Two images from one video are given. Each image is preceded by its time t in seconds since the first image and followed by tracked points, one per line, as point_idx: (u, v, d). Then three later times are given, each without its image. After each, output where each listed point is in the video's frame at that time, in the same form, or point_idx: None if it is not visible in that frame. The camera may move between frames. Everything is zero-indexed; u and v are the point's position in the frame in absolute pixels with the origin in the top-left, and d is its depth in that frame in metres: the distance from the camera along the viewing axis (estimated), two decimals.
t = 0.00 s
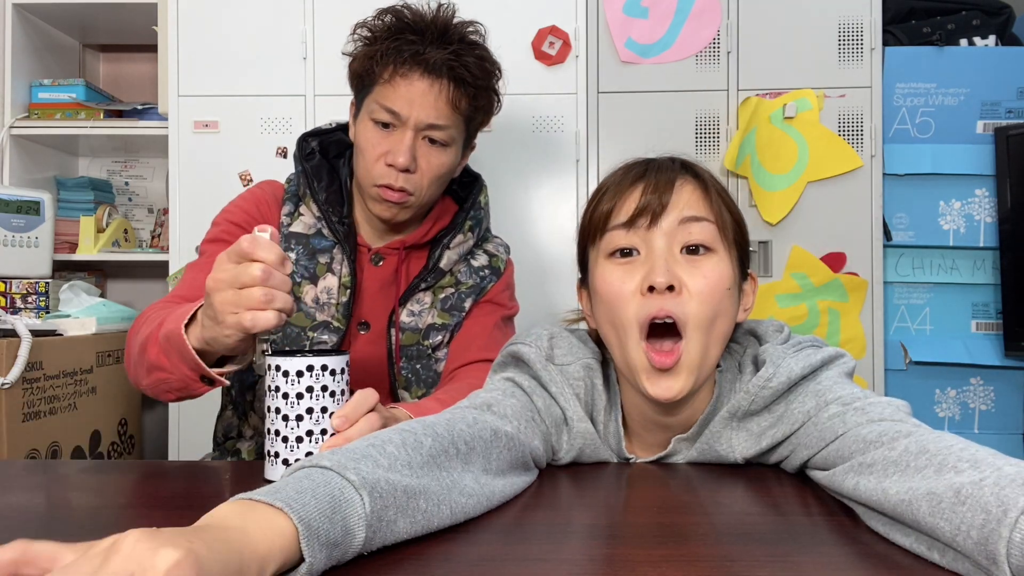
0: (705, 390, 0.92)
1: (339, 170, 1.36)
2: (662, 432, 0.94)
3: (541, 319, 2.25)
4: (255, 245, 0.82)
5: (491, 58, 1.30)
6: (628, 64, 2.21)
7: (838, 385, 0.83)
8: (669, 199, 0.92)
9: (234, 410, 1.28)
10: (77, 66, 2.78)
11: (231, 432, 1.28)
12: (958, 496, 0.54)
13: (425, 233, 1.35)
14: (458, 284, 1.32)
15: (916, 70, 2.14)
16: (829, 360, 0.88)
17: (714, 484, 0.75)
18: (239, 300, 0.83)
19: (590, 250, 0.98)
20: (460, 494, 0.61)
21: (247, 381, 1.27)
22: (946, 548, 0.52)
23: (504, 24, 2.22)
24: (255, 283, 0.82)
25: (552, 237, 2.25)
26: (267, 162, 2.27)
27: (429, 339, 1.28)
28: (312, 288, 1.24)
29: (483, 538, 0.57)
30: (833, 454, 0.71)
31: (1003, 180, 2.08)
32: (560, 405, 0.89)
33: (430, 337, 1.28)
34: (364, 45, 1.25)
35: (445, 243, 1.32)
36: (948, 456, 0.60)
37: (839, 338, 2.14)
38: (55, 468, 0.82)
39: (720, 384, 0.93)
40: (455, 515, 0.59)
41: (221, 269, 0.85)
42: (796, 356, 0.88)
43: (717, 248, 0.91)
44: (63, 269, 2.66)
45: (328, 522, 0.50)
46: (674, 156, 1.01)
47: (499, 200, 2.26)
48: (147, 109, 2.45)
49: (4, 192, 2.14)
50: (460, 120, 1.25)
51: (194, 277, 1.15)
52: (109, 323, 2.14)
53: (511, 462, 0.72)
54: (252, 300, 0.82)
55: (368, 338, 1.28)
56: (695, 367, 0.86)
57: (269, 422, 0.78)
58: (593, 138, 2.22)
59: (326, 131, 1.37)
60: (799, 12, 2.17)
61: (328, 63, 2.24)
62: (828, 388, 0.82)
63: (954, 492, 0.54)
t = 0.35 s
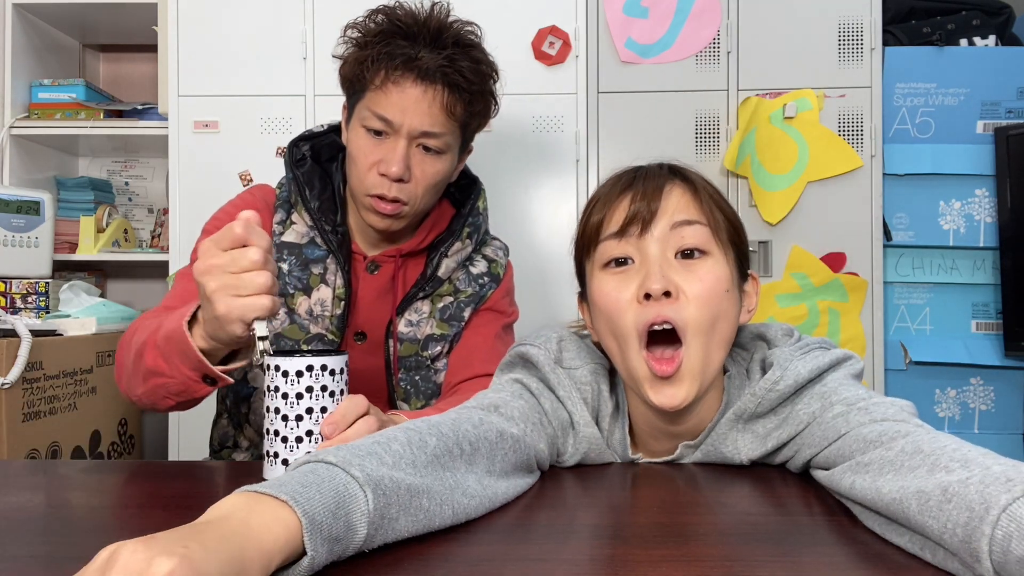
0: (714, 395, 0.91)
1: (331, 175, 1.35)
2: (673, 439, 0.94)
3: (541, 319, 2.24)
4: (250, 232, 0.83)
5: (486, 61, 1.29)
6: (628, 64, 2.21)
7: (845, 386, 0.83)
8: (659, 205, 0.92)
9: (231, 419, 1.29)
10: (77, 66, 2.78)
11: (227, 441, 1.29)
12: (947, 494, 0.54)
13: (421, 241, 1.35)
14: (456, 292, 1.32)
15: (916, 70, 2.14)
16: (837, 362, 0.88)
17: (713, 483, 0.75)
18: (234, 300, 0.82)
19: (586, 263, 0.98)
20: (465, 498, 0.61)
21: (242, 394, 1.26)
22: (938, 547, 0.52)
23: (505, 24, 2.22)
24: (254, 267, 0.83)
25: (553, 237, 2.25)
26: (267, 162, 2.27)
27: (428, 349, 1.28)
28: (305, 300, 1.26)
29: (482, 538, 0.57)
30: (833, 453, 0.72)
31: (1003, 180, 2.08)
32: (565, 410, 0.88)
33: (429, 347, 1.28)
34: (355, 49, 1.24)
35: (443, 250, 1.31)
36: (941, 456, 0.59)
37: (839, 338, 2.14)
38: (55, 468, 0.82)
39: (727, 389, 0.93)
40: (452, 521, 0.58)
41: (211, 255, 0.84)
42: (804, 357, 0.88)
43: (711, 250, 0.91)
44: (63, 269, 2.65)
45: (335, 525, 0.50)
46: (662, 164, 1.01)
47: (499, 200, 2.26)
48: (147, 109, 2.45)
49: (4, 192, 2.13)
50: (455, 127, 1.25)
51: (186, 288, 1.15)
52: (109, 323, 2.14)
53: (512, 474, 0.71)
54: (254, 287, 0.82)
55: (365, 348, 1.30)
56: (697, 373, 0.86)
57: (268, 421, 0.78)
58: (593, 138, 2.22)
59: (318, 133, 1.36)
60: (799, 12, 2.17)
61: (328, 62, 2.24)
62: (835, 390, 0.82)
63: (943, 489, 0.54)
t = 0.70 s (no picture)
0: (701, 378, 0.95)
1: (333, 177, 1.36)
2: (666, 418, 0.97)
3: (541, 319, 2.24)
4: (263, 235, 0.83)
5: (490, 67, 1.29)
6: (627, 64, 2.21)
7: (840, 378, 0.84)
8: (649, 191, 0.94)
9: (230, 422, 1.29)
10: (77, 66, 2.78)
11: (227, 444, 1.29)
12: (965, 494, 0.54)
13: (425, 244, 1.35)
14: (460, 297, 1.32)
15: (916, 70, 2.14)
16: (831, 354, 0.89)
17: (712, 483, 0.74)
18: (242, 302, 0.82)
19: (579, 247, 0.99)
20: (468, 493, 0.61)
21: (242, 398, 1.26)
22: (944, 547, 0.52)
23: (504, 24, 2.22)
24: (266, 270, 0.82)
25: (552, 237, 2.25)
26: (267, 162, 2.27)
27: (431, 355, 1.28)
28: (306, 304, 1.26)
29: (481, 538, 0.57)
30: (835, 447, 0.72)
31: (1004, 180, 2.08)
32: (567, 396, 0.92)
33: (432, 353, 1.28)
34: (357, 55, 1.24)
35: (447, 254, 1.32)
36: (957, 456, 0.59)
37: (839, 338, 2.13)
38: (55, 468, 0.82)
39: (719, 379, 0.95)
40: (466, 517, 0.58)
41: (222, 254, 0.85)
42: (796, 349, 0.90)
43: (699, 236, 0.92)
44: (63, 269, 2.65)
45: (384, 524, 0.51)
46: (656, 148, 1.02)
47: (498, 200, 2.26)
48: (147, 109, 2.45)
49: (4, 192, 2.14)
50: (457, 135, 1.24)
51: (185, 291, 1.15)
52: (109, 323, 2.13)
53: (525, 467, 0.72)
54: (263, 290, 0.82)
55: (367, 353, 1.30)
56: (684, 352, 0.87)
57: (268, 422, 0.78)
58: (593, 138, 2.22)
59: (319, 135, 1.36)
60: (799, 12, 2.17)
61: (328, 63, 2.24)
62: (829, 383, 0.83)
63: (961, 489, 0.54)
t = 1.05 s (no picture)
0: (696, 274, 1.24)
1: (333, 177, 1.36)
2: (668, 316, 1.27)
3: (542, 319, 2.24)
4: (274, 238, 0.83)
5: (491, 69, 1.29)
6: (627, 64, 2.21)
7: (817, 304, 1.11)
8: (658, 125, 1.18)
9: (230, 421, 1.29)
10: (77, 66, 2.78)
11: (228, 444, 1.29)
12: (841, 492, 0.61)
13: (425, 245, 1.35)
14: (459, 298, 1.32)
15: (916, 70, 2.14)
16: (807, 282, 1.16)
17: (712, 484, 0.75)
18: (250, 306, 0.81)
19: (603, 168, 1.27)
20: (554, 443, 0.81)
21: (241, 397, 1.26)
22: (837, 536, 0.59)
23: (504, 25, 2.22)
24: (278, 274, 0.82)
25: (553, 237, 2.25)
26: (267, 162, 2.27)
27: (431, 356, 1.29)
28: (306, 304, 1.25)
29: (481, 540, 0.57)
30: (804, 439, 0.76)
31: (1003, 180, 2.08)
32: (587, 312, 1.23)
33: (432, 354, 1.29)
34: (358, 56, 1.24)
35: (446, 256, 1.32)
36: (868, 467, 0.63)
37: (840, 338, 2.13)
38: (55, 467, 0.82)
39: (711, 286, 1.23)
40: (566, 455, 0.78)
41: (229, 254, 0.84)
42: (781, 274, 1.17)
43: (700, 161, 1.18)
44: (63, 268, 2.66)
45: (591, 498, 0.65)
46: (670, 78, 1.26)
47: (498, 200, 2.26)
48: (147, 109, 2.45)
49: (4, 192, 2.14)
50: (458, 137, 1.24)
51: (187, 283, 1.16)
52: (109, 323, 2.13)
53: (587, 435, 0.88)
54: (272, 294, 0.82)
55: (367, 353, 1.30)
56: (680, 252, 1.16)
57: (267, 422, 0.78)
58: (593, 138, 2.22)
59: (320, 134, 1.36)
60: (799, 12, 2.17)
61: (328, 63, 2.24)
62: (807, 305, 1.11)
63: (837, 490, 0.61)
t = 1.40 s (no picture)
0: (700, 256, 1.27)
1: (334, 169, 1.36)
2: (671, 298, 1.28)
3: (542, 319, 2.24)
4: (286, 244, 0.80)
5: (487, 63, 1.29)
6: (627, 64, 2.21)
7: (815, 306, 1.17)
8: (643, 126, 1.24)
9: (229, 417, 1.28)
10: (77, 66, 2.78)
11: (226, 439, 1.29)
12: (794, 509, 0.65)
13: (424, 239, 1.35)
14: (459, 292, 1.32)
15: (916, 70, 2.14)
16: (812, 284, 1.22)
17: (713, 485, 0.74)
18: (256, 312, 0.81)
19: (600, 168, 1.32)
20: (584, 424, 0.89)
21: (240, 391, 1.27)
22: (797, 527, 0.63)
23: (504, 25, 2.22)
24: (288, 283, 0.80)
25: (553, 236, 2.25)
26: (267, 162, 2.27)
27: (430, 350, 1.29)
28: (307, 295, 1.26)
29: (482, 543, 0.57)
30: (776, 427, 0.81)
31: (1004, 180, 2.08)
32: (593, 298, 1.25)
33: (431, 348, 1.28)
34: (354, 51, 1.24)
35: (445, 250, 1.32)
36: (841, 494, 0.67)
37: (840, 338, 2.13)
38: (55, 467, 0.82)
39: (716, 274, 1.27)
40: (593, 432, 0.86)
41: (236, 253, 0.81)
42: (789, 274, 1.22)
43: (684, 161, 1.22)
44: (63, 268, 2.65)
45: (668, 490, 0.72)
46: (661, 80, 1.29)
47: (498, 200, 2.26)
48: (147, 109, 2.45)
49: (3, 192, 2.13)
50: (455, 131, 1.24)
51: (188, 271, 1.16)
52: (109, 323, 2.13)
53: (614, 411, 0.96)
54: (281, 302, 0.80)
55: (367, 346, 1.30)
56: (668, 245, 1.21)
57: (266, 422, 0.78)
58: (593, 137, 2.22)
59: (322, 128, 1.37)
60: (799, 12, 2.17)
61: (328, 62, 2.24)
62: (807, 307, 1.17)
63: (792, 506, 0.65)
